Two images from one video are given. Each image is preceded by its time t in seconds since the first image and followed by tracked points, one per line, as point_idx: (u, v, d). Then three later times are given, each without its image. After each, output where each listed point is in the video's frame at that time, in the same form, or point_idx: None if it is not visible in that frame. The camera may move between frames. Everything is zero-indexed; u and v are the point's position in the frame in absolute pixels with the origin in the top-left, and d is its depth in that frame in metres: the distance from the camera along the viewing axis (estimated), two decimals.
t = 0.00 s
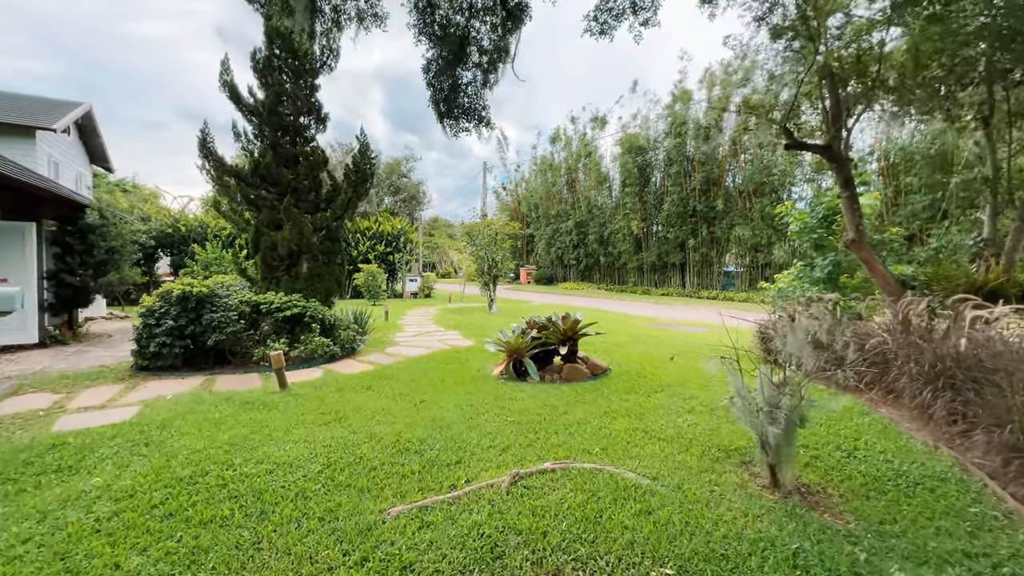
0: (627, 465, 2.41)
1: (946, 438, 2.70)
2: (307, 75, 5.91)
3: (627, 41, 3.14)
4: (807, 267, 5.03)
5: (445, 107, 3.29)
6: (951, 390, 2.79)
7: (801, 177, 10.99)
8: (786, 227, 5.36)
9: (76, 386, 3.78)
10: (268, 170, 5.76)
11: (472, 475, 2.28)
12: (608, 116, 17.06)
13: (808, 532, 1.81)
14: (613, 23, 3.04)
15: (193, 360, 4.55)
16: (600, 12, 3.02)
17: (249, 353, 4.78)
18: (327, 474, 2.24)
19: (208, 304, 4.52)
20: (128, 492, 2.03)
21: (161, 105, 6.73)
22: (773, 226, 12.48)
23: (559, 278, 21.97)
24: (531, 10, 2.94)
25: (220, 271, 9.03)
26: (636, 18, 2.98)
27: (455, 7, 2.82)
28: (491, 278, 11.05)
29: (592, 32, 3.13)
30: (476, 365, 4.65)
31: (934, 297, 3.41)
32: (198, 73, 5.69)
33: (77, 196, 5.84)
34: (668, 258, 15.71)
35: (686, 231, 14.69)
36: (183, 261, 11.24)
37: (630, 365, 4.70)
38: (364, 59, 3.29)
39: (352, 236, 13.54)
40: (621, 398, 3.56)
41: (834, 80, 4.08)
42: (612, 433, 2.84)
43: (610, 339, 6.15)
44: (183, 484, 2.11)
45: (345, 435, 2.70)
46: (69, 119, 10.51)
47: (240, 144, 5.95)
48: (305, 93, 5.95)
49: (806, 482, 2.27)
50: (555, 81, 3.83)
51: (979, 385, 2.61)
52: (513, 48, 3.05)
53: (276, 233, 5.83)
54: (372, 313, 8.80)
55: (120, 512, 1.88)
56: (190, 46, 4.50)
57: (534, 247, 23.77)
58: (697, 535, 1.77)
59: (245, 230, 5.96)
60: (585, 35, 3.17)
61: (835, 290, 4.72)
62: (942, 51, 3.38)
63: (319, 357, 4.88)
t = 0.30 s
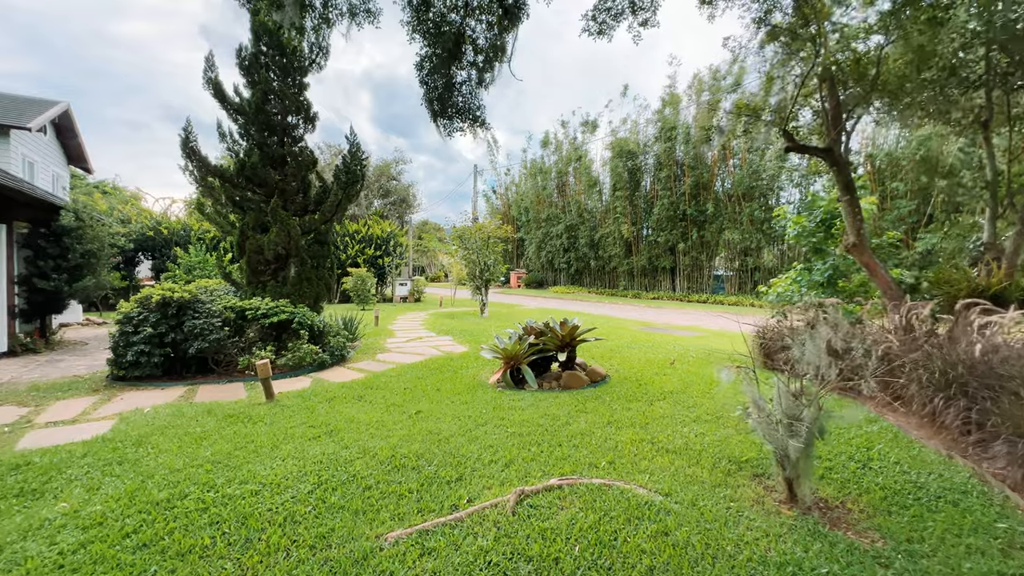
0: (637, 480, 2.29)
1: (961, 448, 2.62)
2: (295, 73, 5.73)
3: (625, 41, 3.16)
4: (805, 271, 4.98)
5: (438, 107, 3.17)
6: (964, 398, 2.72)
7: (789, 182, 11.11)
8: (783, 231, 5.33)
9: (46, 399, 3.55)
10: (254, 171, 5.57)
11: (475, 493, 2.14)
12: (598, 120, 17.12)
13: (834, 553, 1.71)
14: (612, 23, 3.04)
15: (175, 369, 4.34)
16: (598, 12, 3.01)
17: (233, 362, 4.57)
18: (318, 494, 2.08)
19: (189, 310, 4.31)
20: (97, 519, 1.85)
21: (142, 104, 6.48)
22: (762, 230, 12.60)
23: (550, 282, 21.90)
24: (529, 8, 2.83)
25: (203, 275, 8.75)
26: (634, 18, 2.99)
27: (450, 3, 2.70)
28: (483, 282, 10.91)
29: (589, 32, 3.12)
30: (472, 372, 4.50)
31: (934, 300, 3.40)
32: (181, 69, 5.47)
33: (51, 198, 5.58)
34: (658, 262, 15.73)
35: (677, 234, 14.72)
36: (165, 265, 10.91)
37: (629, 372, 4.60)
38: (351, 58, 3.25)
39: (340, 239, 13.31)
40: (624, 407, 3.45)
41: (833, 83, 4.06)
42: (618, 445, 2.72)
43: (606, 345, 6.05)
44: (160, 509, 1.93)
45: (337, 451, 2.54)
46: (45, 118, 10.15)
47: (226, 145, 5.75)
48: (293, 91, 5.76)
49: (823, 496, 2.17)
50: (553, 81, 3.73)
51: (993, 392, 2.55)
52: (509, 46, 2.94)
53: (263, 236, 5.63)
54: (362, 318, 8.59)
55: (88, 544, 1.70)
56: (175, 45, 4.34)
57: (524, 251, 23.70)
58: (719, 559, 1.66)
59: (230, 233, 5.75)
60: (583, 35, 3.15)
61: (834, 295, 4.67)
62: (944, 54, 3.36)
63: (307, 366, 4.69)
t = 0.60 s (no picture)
0: (651, 493, 2.15)
1: (983, 456, 2.52)
2: (284, 67, 5.54)
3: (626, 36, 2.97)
4: (807, 273, 4.91)
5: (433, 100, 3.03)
6: (985, 403, 2.62)
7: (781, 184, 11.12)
8: (784, 232, 5.26)
9: (13, 408, 3.31)
10: (240, 168, 5.35)
11: (479, 510, 1.97)
12: (590, 123, 17.09)
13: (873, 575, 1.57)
14: (611, 18, 2.85)
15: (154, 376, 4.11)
16: (599, 5, 2.82)
17: (217, 368, 4.35)
18: (307, 513, 1.90)
19: (170, 313, 4.09)
20: (58, 547, 1.65)
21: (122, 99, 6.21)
22: (753, 233, 12.60)
23: (541, 284, 21.81)
24: None
25: (186, 277, 8.46)
26: (636, 13, 2.81)
27: None
28: (476, 284, 10.75)
29: (589, 27, 2.94)
30: (468, 377, 4.34)
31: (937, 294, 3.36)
32: (164, 62, 5.24)
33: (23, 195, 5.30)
34: (650, 264, 15.71)
35: (669, 237, 14.72)
36: (147, 266, 10.57)
37: (630, 376, 4.47)
38: (341, 61, 3.31)
39: (330, 241, 13.06)
40: (628, 413, 3.31)
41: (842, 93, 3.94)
42: (627, 454, 2.58)
43: (604, 348, 5.92)
44: (130, 534, 1.74)
45: (328, 464, 2.36)
46: (22, 114, 9.79)
47: (211, 142, 5.54)
48: (281, 86, 5.56)
49: (849, 509, 2.05)
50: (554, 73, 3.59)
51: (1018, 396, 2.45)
52: (507, 39, 2.81)
53: (249, 235, 5.41)
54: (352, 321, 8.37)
55: None
56: (166, 43, 4.21)
57: (516, 254, 23.57)
58: None
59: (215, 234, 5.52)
60: (583, 30, 2.97)
61: (837, 296, 4.60)
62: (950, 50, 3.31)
63: (295, 371, 4.48)
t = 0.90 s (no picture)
0: (669, 515, 2.01)
1: (1007, 469, 2.43)
2: (272, 64, 5.35)
3: (626, 35, 2.93)
4: (809, 277, 4.83)
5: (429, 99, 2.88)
6: (1007, 414, 2.54)
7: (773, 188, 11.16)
8: (784, 236, 5.19)
9: None
10: (226, 168, 5.14)
11: (486, 537, 1.82)
12: (582, 126, 17.08)
13: None
14: (612, 16, 2.80)
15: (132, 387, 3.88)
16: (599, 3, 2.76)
17: (200, 378, 4.13)
18: (297, 544, 1.73)
19: (150, 321, 3.87)
20: None
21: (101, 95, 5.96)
22: (744, 236, 12.60)
23: (533, 288, 21.69)
24: None
25: (169, 281, 8.17)
26: (637, 11, 2.77)
27: None
28: (469, 288, 10.58)
29: (589, 26, 2.88)
30: (465, 386, 4.18)
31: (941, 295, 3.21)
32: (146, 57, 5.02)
33: None
34: (642, 267, 15.67)
35: (661, 240, 14.71)
36: (128, 270, 10.22)
37: (632, 383, 4.34)
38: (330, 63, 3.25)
39: (319, 244, 12.80)
40: (635, 424, 3.18)
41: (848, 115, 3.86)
42: (638, 471, 2.44)
43: (602, 354, 5.79)
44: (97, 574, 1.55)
45: (320, 485, 2.18)
46: None
47: (195, 142, 5.33)
48: (269, 83, 5.36)
49: (877, 529, 1.94)
50: (556, 73, 3.49)
51: None
52: (506, 34, 2.68)
53: (235, 238, 5.19)
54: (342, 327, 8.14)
55: None
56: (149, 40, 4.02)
57: (507, 257, 23.44)
58: None
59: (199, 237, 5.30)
60: (582, 28, 2.91)
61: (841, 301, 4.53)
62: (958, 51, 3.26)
63: (283, 381, 4.28)
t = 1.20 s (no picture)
0: (692, 532, 1.90)
1: None
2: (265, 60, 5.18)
3: (631, 34, 2.74)
4: (812, 281, 4.78)
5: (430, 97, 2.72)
6: None
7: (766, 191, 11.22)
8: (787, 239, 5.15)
9: None
10: (216, 167, 4.97)
11: (502, 559, 1.70)
12: (576, 129, 17.07)
13: None
14: (616, 13, 2.63)
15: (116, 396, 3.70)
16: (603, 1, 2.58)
17: (189, 386, 3.96)
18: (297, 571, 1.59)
19: (135, 326, 3.69)
20: None
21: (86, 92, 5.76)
22: (737, 239, 12.64)
23: (526, 290, 21.60)
24: None
25: (155, 284, 7.92)
26: (642, 9, 2.59)
27: None
28: (464, 291, 10.43)
29: (592, 24, 2.71)
30: (466, 392, 4.05)
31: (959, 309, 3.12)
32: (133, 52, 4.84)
33: None
34: (636, 270, 15.64)
35: (655, 243, 14.71)
36: (112, 272, 9.92)
37: (636, 389, 4.25)
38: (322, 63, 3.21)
39: (310, 246, 12.58)
40: (645, 433, 3.07)
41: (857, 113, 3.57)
42: (653, 483, 2.34)
43: (603, 358, 5.70)
44: None
45: (320, 503, 2.05)
46: None
47: (184, 140, 5.16)
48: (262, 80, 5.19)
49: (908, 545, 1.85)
50: (562, 74, 3.36)
51: None
52: (510, 30, 2.55)
53: (225, 240, 5.02)
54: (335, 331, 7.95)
55: None
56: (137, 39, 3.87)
57: (500, 259, 23.33)
58: None
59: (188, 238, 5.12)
60: (585, 27, 2.73)
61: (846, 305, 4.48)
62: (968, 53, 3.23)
63: (276, 388, 4.11)
